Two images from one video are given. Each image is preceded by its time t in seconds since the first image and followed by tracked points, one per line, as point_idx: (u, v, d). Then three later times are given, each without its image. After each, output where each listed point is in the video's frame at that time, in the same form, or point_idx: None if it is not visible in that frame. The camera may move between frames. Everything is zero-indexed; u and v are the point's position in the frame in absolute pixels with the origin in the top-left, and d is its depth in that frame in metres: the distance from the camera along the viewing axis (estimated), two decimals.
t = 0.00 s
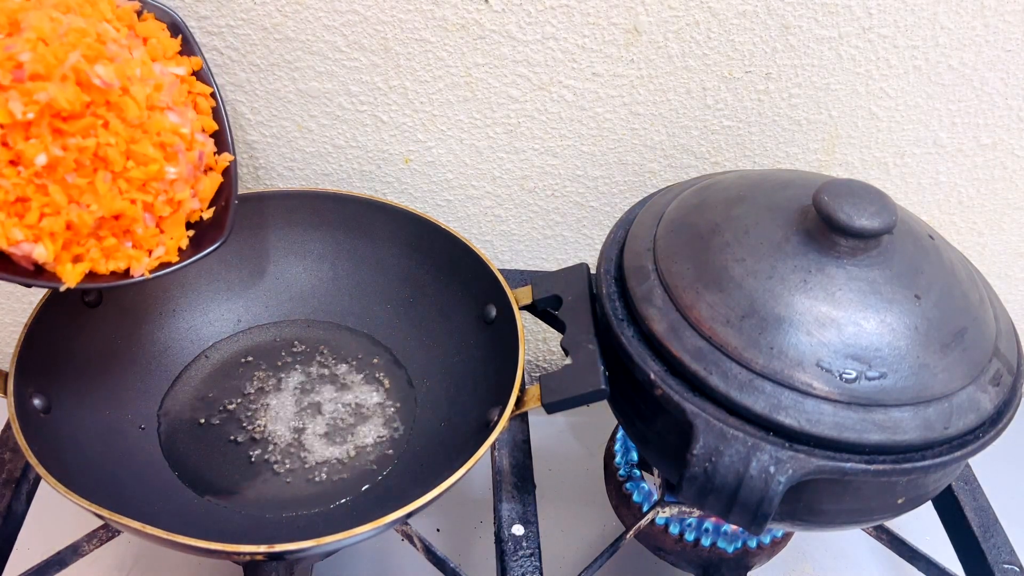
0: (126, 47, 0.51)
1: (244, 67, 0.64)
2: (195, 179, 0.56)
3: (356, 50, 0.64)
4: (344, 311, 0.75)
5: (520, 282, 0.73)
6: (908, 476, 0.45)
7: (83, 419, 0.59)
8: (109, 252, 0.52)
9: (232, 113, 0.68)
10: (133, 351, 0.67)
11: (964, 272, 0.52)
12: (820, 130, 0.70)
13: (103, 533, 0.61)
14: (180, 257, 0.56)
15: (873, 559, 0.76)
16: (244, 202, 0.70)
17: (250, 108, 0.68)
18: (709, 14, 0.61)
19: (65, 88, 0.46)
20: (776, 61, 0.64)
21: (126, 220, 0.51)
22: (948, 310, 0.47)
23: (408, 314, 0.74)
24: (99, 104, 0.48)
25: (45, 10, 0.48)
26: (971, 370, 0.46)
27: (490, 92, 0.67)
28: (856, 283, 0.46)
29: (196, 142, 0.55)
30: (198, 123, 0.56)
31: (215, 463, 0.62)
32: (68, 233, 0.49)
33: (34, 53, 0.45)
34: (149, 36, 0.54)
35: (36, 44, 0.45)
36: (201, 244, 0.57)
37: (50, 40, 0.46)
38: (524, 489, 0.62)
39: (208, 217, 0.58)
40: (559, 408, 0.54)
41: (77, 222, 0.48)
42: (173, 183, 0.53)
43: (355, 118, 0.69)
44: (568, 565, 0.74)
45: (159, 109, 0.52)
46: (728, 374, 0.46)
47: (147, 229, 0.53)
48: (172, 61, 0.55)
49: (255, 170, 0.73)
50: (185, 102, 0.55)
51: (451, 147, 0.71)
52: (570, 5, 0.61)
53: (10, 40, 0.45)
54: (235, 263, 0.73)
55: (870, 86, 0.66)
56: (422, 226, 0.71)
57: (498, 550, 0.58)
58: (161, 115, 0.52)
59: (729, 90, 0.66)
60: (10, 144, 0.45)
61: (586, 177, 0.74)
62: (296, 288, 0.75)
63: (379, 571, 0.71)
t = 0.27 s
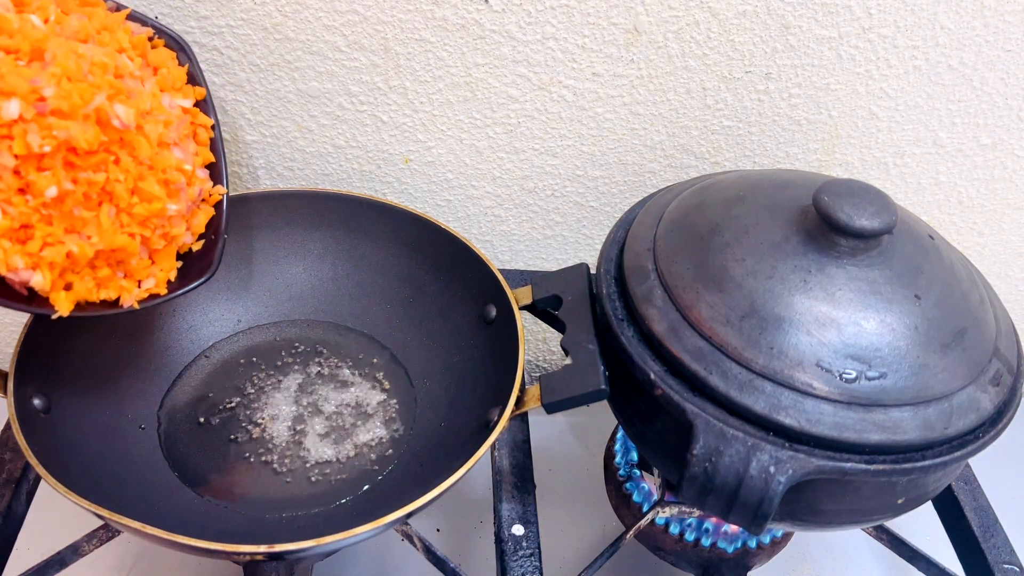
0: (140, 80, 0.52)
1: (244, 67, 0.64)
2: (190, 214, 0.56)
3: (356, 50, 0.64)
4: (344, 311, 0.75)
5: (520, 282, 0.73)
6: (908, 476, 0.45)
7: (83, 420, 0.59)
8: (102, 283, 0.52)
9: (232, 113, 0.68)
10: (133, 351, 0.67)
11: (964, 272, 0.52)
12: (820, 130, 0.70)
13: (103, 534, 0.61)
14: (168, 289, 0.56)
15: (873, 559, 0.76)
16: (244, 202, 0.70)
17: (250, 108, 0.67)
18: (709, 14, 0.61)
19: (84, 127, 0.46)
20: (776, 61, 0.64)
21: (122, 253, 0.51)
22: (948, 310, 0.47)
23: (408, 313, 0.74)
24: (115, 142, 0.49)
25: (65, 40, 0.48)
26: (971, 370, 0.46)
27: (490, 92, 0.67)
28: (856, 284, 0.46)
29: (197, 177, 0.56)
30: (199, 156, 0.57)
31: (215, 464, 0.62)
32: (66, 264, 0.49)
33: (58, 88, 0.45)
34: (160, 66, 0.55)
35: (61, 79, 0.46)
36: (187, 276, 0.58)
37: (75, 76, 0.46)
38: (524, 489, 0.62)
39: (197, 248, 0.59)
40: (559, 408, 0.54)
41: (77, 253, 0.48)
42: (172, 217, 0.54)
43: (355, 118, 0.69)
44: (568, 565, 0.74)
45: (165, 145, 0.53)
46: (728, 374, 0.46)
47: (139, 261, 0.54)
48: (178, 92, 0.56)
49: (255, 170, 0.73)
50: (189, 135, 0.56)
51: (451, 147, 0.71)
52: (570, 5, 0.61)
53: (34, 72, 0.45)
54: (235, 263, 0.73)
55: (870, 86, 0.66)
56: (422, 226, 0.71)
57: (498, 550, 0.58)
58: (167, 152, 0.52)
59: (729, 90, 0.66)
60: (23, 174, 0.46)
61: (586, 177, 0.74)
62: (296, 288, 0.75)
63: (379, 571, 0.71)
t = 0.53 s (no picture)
0: (150, 80, 0.52)
1: (244, 67, 0.64)
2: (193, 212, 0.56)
3: (356, 50, 0.64)
4: (344, 310, 0.75)
5: (520, 282, 0.73)
6: (908, 476, 0.45)
7: (83, 420, 0.59)
8: (103, 281, 0.52)
9: (232, 113, 0.68)
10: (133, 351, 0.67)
11: (964, 271, 0.52)
12: (820, 130, 0.70)
13: (103, 534, 0.61)
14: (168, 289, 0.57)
15: (873, 559, 0.76)
16: (244, 202, 0.70)
17: (250, 108, 0.68)
18: (709, 14, 0.61)
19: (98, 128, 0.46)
20: (776, 61, 0.64)
21: (124, 251, 0.51)
22: (947, 309, 0.47)
23: (408, 313, 0.74)
24: (126, 145, 0.49)
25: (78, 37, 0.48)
26: (971, 370, 0.46)
27: (490, 92, 0.67)
28: (856, 283, 0.46)
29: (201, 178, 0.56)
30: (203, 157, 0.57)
31: (215, 463, 0.62)
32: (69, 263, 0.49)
33: (74, 90, 0.45)
34: (167, 63, 0.55)
35: (76, 80, 0.46)
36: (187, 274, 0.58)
37: (91, 79, 0.46)
38: (524, 489, 0.62)
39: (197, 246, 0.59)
40: (559, 408, 0.54)
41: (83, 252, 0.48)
42: (174, 218, 0.54)
43: (355, 118, 0.69)
44: (568, 565, 0.74)
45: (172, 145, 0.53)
46: (728, 374, 0.46)
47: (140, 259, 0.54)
48: (185, 91, 0.56)
49: (255, 170, 0.73)
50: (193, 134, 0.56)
51: (451, 147, 0.71)
52: (570, 5, 0.61)
53: (49, 71, 0.45)
54: (235, 263, 0.73)
55: (870, 86, 0.66)
56: (422, 226, 0.71)
57: (498, 550, 0.58)
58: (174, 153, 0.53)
59: (729, 90, 0.66)
60: (34, 173, 0.46)
61: (586, 177, 0.74)
62: (296, 288, 0.75)
63: (379, 571, 0.71)
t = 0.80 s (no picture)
0: (139, 89, 0.52)
1: (244, 67, 0.64)
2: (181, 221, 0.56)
3: (356, 50, 0.64)
4: (344, 310, 0.75)
5: (520, 282, 0.73)
6: (908, 476, 0.45)
7: (82, 420, 0.59)
8: (91, 289, 0.52)
9: (232, 113, 0.68)
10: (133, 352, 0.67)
11: (964, 271, 0.52)
12: (820, 130, 0.70)
13: (103, 534, 0.61)
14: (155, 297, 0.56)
15: (873, 560, 0.76)
16: (243, 202, 0.70)
17: (250, 108, 0.68)
18: (709, 14, 0.61)
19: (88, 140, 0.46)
20: (776, 61, 0.64)
21: (111, 260, 0.51)
22: (947, 309, 0.47)
23: (408, 313, 0.74)
24: (115, 157, 0.48)
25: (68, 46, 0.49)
26: (971, 370, 0.46)
27: (491, 92, 0.67)
28: (856, 283, 0.46)
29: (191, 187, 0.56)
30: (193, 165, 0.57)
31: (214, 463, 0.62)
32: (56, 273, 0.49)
33: (63, 102, 0.45)
34: (157, 71, 0.54)
35: (66, 92, 0.46)
36: (173, 283, 0.58)
37: (80, 91, 0.46)
38: (524, 489, 0.62)
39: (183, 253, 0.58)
40: (559, 408, 0.54)
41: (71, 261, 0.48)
42: (163, 227, 0.54)
43: (355, 118, 0.69)
44: (568, 565, 0.74)
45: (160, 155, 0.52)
46: (728, 374, 0.46)
47: (128, 267, 0.53)
48: (174, 99, 0.55)
49: (255, 170, 0.73)
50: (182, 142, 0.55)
51: (451, 147, 0.71)
52: (570, 5, 0.61)
53: (39, 83, 0.45)
54: (235, 263, 0.73)
55: (870, 86, 0.66)
56: (421, 226, 0.71)
57: (498, 550, 0.58)
58: (163, 163, 0.52)
59: (729, 90, 0.66)
60: (23, 183, 0.46)
61: (586, 177, 0.74)
62: (295, 288, 0.75)
63: (379, 571, 0.71)
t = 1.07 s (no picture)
0: (154, 96, 0.52)
1: (244, 67, 0.64)
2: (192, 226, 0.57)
3: (356, 50, 0.64)
4: (344, 310, 0.75)
5: (520, 282, 0.73)
6: (908, 476, 0.45)
7: (82, 420, 0.59)
8: (103, 295, 0.52)
9: (232, 113, 0.68)
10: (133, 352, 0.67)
11: (964, 271, 0.52)
12: (820, 130, 0.70)
13: (103, 534, 0.61)
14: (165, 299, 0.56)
15: (873, 560, 0.76)
16: (242, 202, 0.70)
17: (250, 108, 0.68)
18: (709, 14, 0.61)
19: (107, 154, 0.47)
20: (776, 61, 0.64)
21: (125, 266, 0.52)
22: (947, 309, 0.47)
23: (409, 313, 0.74)
24: (132, 168, 0.49)
25: (86, 54, 0.48)
26: (971, 370, 0.46)
27: (491, 93, 0.67)
28: (856, 283, 0.46)
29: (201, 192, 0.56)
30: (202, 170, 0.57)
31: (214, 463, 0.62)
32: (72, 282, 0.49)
33: (85, 117, 0.46)
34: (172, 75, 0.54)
35: (87, 107, 0.46)
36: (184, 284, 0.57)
37: (101, 104, 0.47)
38: (524, 489, 0.62)
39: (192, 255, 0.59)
40: (559, 408, 0.54)
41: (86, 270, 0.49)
42: (175, 234, 0.54)
43: (355, 118, 0.69)
44: (568, 565, 0.74)
45: (173, 163, 0.53)
46: (728, 374, 0.46)
47: (139, 272, 0.54)
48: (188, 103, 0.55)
49: (255, 170, 0.73)
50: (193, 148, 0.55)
51: (451, 147, 0.71)
52: (570, 5, 0.61)
53: (59, 96, 0.45)
54: (235, 263, 0.73)
55: (870, 86, 0.66)
56: (422, 226, 0.71)
57: (498, 550, 0.58)
58: (177, 171, 0.53)
59: (729, 90, 0.66)
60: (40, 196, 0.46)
61: (586, 177, 0.74)
62: (296, 288, 0.75)
63: (379, 571, 0.71)
